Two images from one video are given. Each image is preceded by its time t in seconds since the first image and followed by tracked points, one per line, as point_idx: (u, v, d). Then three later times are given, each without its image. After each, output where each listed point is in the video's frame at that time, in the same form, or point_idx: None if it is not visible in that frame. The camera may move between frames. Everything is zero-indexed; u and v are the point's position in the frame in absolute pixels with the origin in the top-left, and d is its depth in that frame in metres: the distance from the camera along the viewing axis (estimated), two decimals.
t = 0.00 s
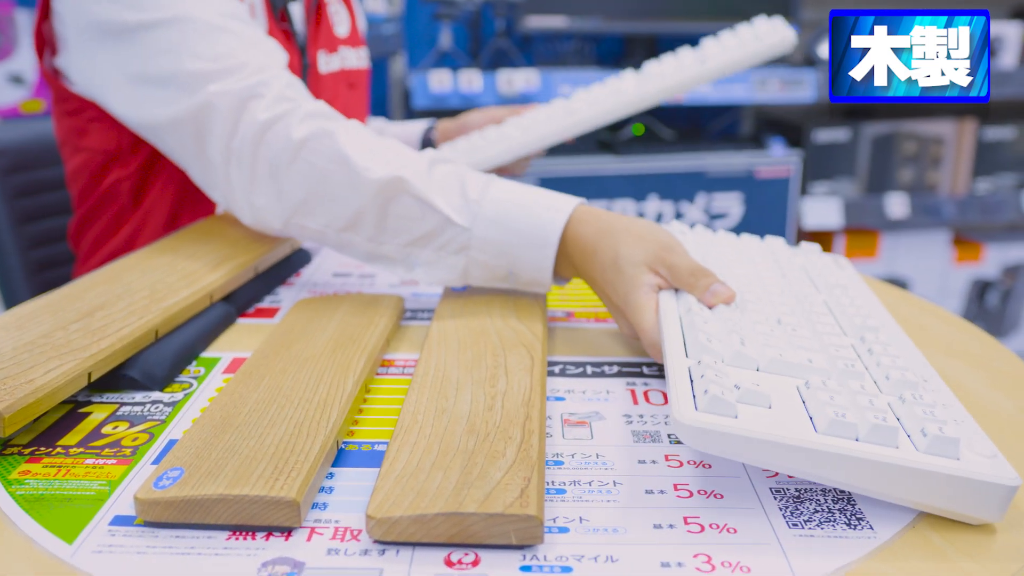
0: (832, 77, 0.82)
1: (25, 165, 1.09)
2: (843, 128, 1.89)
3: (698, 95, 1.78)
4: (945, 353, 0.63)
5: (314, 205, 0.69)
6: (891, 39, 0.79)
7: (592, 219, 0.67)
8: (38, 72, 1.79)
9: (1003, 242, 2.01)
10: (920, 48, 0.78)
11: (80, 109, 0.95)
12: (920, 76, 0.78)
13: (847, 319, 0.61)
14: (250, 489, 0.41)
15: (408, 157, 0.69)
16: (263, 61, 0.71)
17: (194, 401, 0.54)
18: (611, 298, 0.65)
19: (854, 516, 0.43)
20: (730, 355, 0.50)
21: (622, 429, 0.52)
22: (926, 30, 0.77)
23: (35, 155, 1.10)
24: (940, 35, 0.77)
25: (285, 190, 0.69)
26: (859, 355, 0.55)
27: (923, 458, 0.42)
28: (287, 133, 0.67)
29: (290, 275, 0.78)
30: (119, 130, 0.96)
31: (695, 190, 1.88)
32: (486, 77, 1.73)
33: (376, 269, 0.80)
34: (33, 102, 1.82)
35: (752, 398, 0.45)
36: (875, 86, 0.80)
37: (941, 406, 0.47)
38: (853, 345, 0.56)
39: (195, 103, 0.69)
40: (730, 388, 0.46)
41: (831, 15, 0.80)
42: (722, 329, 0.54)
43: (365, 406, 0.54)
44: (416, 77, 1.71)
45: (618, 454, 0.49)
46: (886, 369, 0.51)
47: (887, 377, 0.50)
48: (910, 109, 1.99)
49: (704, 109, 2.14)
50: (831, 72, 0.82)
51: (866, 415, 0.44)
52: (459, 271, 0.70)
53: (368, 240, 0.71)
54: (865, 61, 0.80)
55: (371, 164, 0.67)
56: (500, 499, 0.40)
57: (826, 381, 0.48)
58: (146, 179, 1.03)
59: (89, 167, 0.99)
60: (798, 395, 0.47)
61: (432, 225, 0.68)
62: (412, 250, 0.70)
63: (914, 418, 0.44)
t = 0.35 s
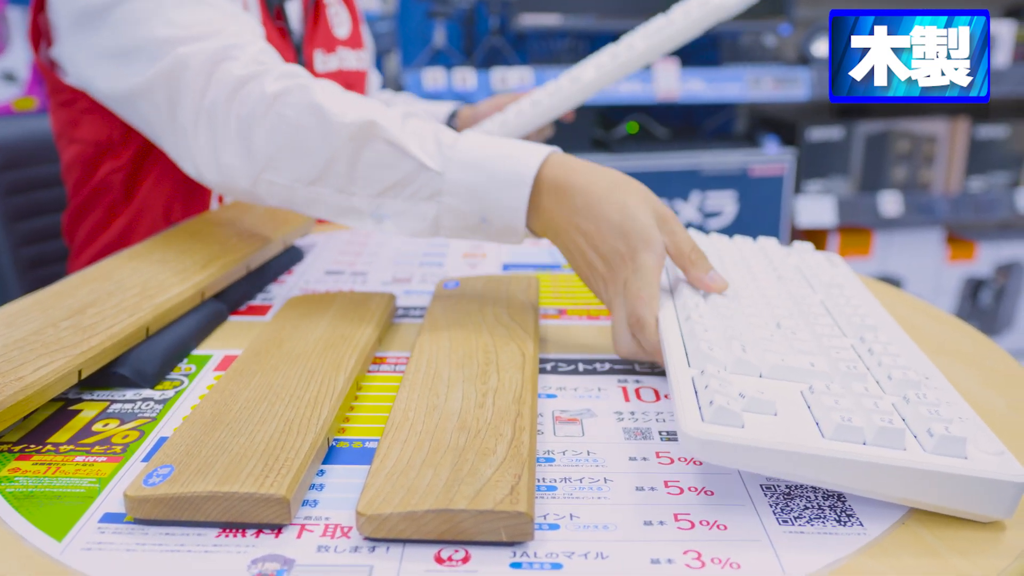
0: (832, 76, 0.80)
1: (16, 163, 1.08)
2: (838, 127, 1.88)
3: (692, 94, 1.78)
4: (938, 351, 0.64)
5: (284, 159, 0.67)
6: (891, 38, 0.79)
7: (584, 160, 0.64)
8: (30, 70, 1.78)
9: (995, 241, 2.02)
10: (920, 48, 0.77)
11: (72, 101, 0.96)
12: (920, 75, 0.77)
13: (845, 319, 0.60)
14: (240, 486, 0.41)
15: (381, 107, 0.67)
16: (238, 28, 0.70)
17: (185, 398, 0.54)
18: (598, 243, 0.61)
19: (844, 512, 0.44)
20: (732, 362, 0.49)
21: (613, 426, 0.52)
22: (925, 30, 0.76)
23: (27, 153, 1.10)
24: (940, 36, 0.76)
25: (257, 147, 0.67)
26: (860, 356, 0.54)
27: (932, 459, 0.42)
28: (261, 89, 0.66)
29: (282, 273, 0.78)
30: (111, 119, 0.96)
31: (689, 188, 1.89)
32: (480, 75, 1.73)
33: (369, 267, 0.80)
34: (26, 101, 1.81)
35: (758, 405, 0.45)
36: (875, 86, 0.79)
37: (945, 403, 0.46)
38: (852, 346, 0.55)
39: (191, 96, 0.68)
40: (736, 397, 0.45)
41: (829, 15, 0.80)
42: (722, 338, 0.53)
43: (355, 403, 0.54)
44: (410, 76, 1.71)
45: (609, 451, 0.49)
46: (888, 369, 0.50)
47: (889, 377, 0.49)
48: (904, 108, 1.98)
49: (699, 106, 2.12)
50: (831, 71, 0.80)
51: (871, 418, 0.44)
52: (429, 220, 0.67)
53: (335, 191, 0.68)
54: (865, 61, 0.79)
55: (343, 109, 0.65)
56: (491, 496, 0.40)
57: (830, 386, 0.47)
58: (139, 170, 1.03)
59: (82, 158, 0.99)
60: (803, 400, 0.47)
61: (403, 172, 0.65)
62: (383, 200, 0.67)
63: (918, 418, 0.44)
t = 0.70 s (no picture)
0: (831, 76, 0.78)
1: (11, 164, 1.08)
2: (835, 128, 1.89)
3: (688, 95, 1.78)
4: (931, 352, 0.63)
5: (261, 140, 0.66)
6: (891, 38, 0.77)
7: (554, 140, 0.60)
8: (26, 71, 1.78)
9: (992, 241, 2.01)
10: (920, 48, 0.75)
11: (69, 97, 0.95)
12: (920, 75, 0.75)
13: (832, 329, 0.60)
14: (227, 490, 0.41)
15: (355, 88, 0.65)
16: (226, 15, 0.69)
17: (174, 401, 0.54)
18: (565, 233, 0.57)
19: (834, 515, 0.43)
20: (722, 399, 0.48)
21: (604, 429, 0.52)
22: (925, 30, 0.75)
23: (21, 154, 1.10)
24: (940, 35, 0.74)
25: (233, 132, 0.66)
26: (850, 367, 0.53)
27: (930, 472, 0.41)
28: (239, 71, 0.65)
29: (274, 275, 0.78)
30: (107, 116, 0.96)
31: (685, 189, 1.89)
32: (476, 76, 1.73)
33: (362, 269, 0.80)
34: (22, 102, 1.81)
35: (751, 444, 0.44)
36: (874, 86, 0.76)
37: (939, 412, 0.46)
38: (842, 357, 0.55)
39: (178, 93, 0.68)
40: (727, 438, 0.44)
41: (829, 14, 0.78)
42: (709, 372, 0.52)
43: (345, 406, 0.53)
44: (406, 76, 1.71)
45: (599, 454, 0.49)
46: (879, 380, 0.50)
47: (881, 389, 0.49)
48: (899, 109, 1.98)
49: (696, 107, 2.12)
50: (830, 71, 0.78)
51: (864, 440, 0.43)
52: (396, 202, 0.65)
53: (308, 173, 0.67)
54: (865, 60, 0.77)
55: (315, 89, 0.64)
56: (479, 500, 0.40)
57: (822, 409, 0.47)
58: (136, 167, 1.02)
59: (76, 157, 0.99)
60: (797, 429, 0.46)
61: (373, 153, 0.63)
62: (352, 181, 0.66)
63: (911, 429, 0.44)
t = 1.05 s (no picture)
0: (831, 76, 0.77)
1: None
2: (830, 126, 1.88)
3: (683, 93, 1.77)
4: (922, 349, 0.64)
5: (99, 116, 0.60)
6: (891, 38, 0.75)
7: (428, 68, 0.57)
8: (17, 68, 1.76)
9: (987, 239, 2.02)
10: (920, 49, 0.74)
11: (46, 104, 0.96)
12: (920, 76, 0.73)
13: (826, 329, 0.60)
14: (212, 490, 0.40)
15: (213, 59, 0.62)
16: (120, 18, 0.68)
17: (162, 400, 0.53)
18: (481, 190, 0.54)
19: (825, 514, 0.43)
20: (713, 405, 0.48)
21: (595, 427, 0.51)
22: (926, 29, 0.72)
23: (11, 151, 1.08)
24: (941, 35, 0.72)
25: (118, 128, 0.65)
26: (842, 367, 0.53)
27: (922, 474, 0.41)
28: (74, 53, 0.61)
29: (265, 273, 0.77)
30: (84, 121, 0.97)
31: (680, 188, 1.88)
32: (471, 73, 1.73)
33: (353, 267, 0.80)
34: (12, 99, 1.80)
35: (742, 450, 0.44)
36: (875, 86, 0.75)
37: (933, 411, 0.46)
38: (834, 357, 0.55)
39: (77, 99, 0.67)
40: (718, 444, 0.44)
41: (829, 15, 0.76)
42: (701, 378, 0.52)
43: (334, 405, 0.53)
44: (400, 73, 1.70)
45: (590, 453, 0.48)
46: (871, 380, 0.50)
47: (873, 389, 0.49)
48: (894, 108, 1.98)
49: (690, 105, 2.12)
50: (831, 71, 0.77)
51: (856, 443, 0.43)
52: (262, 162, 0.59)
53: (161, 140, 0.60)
54: (865, 60, 0.75)
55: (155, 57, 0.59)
56: (466, 500, 0.40)
57: (813, 411, 0.46)
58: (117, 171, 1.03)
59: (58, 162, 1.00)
60: (789, 432, 0.46)
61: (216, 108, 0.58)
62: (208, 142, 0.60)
63: (904, 430, 0.44)
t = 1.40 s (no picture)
0: (831, 76, 0.76)
1: None
2: (828, 125, 1.88)
3: (681, 91, 1.77)
4: (918, 348, 0.64)
5: None
6: (891, 38, 0.75)
7: None
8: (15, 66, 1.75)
9: (985, 238, 2.02)
10: (920, 48, 0.74)
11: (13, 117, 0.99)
12: (920, 75, 0.73)
13: (823, 329, 0.59)
14: (206, 493, 0.40)
15: None
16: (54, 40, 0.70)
17: (156, 402, 0.53)
18: None
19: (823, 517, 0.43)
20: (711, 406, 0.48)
21: (592, 429, 0.51)
22: (925, 29, 0.72)
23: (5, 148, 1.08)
24: (941, 35, 0.72)
25: None
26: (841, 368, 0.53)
27: (921, 477, 0.41)
28: None
29: (261, 273, 0.77)
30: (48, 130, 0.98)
31: (678, 186, 1.88)
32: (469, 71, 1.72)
33: (350, 266, 0.79)
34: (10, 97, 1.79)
35: (740, 452, 0.43)
36: (875, 86, 0.75)
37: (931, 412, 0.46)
38: (833, 358, 0.54)
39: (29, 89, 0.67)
40: (716, 447, 0.44)
41: (829, 14, 0.75)
42: (699, 380, 0.51)
43: (330, 406, 0.53)
44: (397, 71, 1.70)
45: (587, 455, 0.48)
46: (870, 382, 0.50)
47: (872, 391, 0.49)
48: (892, 107, 1.98)
49: (688, 104, 2.12)
50: (830, 71, 0.76)
51: (855, 445, 0.43)
52: None
53: None
54: (865, 61, 0.75)
55: None
56: (462, 503, 0.39)
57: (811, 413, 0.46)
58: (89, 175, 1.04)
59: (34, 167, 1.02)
60: (787, 434, 0.46)
61: None
62: None
63: (903, 433, 0.44)
